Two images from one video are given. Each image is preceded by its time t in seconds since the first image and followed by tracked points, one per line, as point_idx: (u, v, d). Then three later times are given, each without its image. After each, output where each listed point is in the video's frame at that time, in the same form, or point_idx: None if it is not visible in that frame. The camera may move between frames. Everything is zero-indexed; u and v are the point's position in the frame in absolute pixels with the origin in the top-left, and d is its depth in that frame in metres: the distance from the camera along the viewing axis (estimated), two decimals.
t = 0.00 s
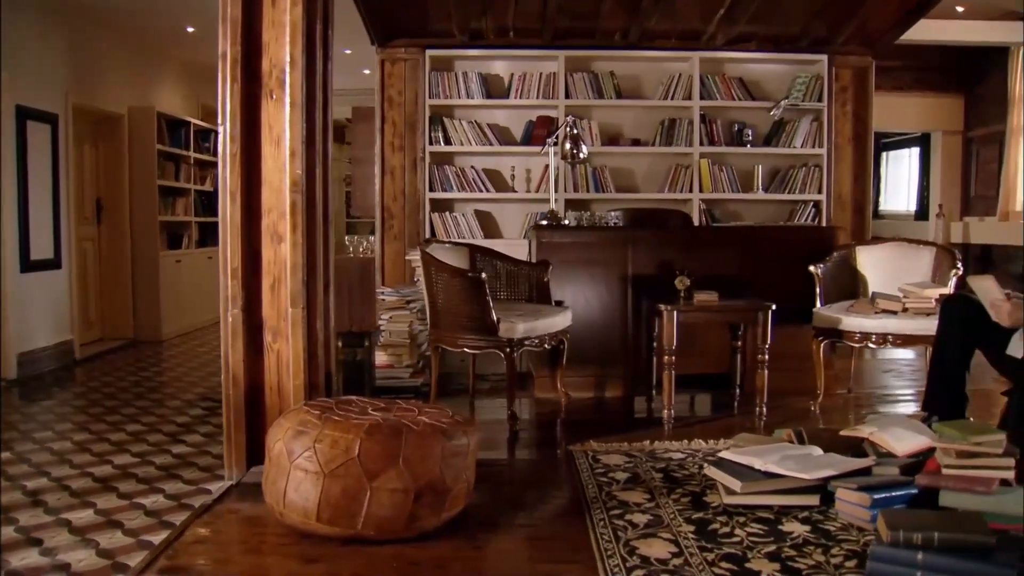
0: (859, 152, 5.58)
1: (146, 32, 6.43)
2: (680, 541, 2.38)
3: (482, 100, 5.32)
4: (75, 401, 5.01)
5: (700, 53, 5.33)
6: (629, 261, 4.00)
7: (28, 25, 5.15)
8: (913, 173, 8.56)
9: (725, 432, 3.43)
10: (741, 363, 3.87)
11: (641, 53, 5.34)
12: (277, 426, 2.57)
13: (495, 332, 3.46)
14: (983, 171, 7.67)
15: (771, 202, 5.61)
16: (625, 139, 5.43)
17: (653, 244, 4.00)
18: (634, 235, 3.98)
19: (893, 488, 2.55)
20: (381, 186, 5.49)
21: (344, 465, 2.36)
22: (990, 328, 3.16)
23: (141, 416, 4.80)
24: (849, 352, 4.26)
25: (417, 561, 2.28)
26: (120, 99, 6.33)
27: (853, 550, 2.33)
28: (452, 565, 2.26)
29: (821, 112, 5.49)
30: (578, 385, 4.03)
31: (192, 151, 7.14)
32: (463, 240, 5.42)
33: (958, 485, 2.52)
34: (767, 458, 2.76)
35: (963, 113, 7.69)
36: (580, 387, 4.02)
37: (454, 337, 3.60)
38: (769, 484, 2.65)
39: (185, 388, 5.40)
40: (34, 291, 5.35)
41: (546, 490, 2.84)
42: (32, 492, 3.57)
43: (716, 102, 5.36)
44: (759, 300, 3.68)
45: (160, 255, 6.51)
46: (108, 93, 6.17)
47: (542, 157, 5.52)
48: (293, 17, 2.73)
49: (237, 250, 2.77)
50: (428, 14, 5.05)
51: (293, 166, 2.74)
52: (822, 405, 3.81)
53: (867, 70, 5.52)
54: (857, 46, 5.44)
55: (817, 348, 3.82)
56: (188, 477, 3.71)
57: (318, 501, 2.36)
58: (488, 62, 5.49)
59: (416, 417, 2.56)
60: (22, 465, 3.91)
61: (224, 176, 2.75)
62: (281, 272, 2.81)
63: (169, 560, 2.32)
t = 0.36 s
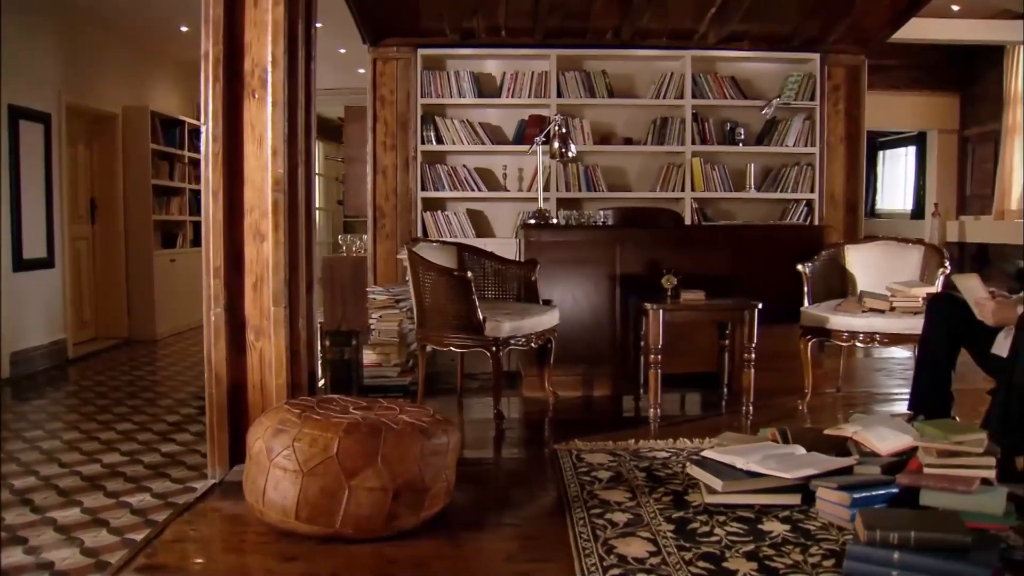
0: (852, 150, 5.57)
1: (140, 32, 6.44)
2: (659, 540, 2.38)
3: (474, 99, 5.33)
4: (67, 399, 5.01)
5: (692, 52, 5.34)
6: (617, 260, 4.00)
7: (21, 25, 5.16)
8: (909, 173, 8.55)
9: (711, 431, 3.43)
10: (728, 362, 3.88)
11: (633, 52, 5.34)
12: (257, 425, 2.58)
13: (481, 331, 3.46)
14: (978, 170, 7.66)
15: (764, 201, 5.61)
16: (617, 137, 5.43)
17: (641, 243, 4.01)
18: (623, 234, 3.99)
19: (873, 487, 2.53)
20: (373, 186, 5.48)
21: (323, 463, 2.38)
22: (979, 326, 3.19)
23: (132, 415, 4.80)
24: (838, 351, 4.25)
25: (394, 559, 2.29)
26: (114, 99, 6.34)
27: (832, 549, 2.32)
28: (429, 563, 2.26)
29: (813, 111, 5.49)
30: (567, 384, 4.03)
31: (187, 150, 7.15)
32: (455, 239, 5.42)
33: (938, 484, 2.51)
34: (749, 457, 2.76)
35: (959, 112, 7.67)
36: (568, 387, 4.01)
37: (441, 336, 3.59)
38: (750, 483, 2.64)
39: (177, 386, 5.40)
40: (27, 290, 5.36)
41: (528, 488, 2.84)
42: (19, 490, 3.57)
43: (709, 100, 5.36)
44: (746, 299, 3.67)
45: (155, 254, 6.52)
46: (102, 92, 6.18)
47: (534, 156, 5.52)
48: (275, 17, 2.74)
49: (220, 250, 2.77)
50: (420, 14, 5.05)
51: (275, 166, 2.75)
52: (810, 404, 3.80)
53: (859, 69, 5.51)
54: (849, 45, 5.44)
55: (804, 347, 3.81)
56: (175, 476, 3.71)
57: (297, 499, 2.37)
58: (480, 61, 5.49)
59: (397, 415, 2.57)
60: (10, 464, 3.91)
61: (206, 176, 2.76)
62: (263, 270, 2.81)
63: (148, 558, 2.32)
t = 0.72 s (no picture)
0: (844, 149, 5.57)
1: (134, 31, 6.44)
2: (636, 539, 2.38)
3: (466, 98, 5.33)
4: (58, 399, 5.02)
5: (683, 51, 5.33)
6: (604, 259, 4.01)
7: (13, 25, 5.17)
8: (905, 172, 8.53)
9: (697, 431, 3.42)
10: (715, 361, 3.88)
11: (624, 52, 5.34)
12: (237, 425, 2.58)
13: (467, 330, 3.46)
14: (973, 170, 7.64)
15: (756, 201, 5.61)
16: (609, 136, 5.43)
17: (629, 242, 4.01)
18: (610, 233, 3.99)
19: (853, 487, 2.52)
20: (365, 186, 5.47)
21: (301, 462, 2.39)
22: (965, 326, 3.19)
23: (122, 414, 4.80)
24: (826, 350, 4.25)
25: (371, 558, 2.29)
26: (108, 98, 6.35)
27: (809, 549, 2.32)
28: (405, 562, 2.27)
29: (805, 110, 5.48)
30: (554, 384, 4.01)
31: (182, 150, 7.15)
32: (447, 238, 5.42)
33: (918, 484, 2.49)
34: (730, 456, 2.75)
35: (955, 112, 7.66)
36: (555, 386, 3.97)
37: (427, 335, 3.59)
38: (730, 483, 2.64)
39: (169, 386, 5.40)
40: (20, 290, 5.36)
41: (510, 488, 2.84)
42: (6, 489, 3.57)
43: (700, 99, 5.35)
44: (732, 299, 3.67)
45: (148, 254, 6.53)
46: (95, 92, 6.18)
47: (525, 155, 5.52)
48: (257, 17, 2.74)
49: (202, 249, 2.77)
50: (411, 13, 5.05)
51: (256, 166, 2.76)
52: (798, 403, 3.80)
53: (851, 68, 5.50)
54: (842, 44, 5.44)
55: (791, 347, 3.80)
56: (162, 475, 3.71)
57: (274, 498, 2.38)
58: (472, 60, 5.50)
59: (376, 415, 2.58)
60: None
61: (189, 176, 2.76)
62: (245, 270, 2.81)
63: (126, 557, 2.32)
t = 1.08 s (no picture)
0: (836, 149, 5.56)
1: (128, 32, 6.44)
2: (614, 539, 2.37)
3: (457, 98, 5.33)
4: (51, 399, 5.02)
5: (675, 51, 5.32)
6: (592, 259, 4.01)
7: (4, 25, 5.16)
8: (902, 172, 8.52)
9: (681, 430, 3.42)
10: (702, 361, 3.88)
11: (616, 51, 5.34)
12: (216, 424, 2.59)
13: (452, 330, 3.46)
14: (968, 169, 7.62)
15: (748, 200, 5.60)
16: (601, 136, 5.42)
17: (617, 242, 4.01)
18: (598, 233, 3.99)
19: (832, 487, 2.52)
20: (357, 186, 5.46)
21: (279, 462, 2.39)
22: (949, 325, 3.18)
23: (113, 414, 4.80)
24: (815, 350, 4.24)
25: (347, 558, 2.29)
26: (102, 99, 6.35)
27: (786, 549, 2.32)
28: (381, 562, 2.27)
29: (797, 109, 5.47)
30: (542, 384, 4.02)
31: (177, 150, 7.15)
32: (438, 238, 5.42)
33: (897, 484, 2.49)
34: (711, 456, 2.75)
35: (951, 112, 7.64)
36: (544, 386, 4.01)
37: (413, 335, 3.58)
38: (710, 483, 2.63)
39: (161, 385, 5.41)
40: (12, 290, 5.36)
41: (492, 487, 2.85)
42: None
43: (692, 99, 5.35)
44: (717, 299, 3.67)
45: (142, 254, 6.54)
46: (89, 92, 6.18)
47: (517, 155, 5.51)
48: (238, 17, 2.74)
49: (184, 249, 2.78)
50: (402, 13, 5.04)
51: (237, 166, 2.77)
52: (785, 403, 3.80)
53: (844, 67, 5.49)
54: (834, 44, 5.43)
55: (778, 347, 3.80)
56: (149, 475, 3.71)
57: (252, 498, 2.38)
58: (464, 60, 5.49)
59: (356, 414, 2.58)
60: None
61: (170, 176, 2.76)
62: (227, 269, 2.82)
63: (104, 555, 2.33)
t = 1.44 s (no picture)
0: (828, 148, 5.55)
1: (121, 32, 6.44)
2: (590, 539, 2.38)
3: (448, 98, 5.33)
4: (42, 399, 5.02)
5: (666, 51, 5.32)
6: (579, 258, 4.00)
7: None
8: (899, 172, 8.50)
9: (666, 430, 3.41)
10: (688, 360, 3.88)
11: (607, 51, 5.34)
12: (195, 424, 2.59)
13: (437, 330, 3.47)
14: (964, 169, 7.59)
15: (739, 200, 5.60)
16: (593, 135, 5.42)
17: (604, 242, 4.01)
18: (585, 233, 3.98)
19: (810, 487, 2.51)
20: (348, 185, 5.47)
21: (256, 461, 2.40)
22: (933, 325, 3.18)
23: (103, 413, 4.80)
24: (803, 350, 4.24)
25: (323, 557, 2.30)
26: (95, 99, 6.35)
27: (762, 549, 2.31)
28: (357, 561, 2.27)
29: (789, 109, 5.47)
30: (529, 383, 4.03)
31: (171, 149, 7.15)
32: (430, 238, 5.42)
33: (876, 484, 2.49)
34: (691, 456, 2.75)
35: (946, 111, 7.63)
36: (530, 385, 4.02)
37: (398, 334, 3.59)
38: (690, 483, 2.63)
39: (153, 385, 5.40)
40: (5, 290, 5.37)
41: (473, 487, 2.85)
42: None
43: (683, 99, 5.35)
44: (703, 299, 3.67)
45: (136, 253, 6.55)
46: (82, 92, 6.20)
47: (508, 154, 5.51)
48: (218, 18, 2.75)
49: (165, 249, 2.78)
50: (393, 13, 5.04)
51: (218, 166, 2.77)
52: (771, 403, 3.79)
53: (835, 67, 5.49)
54: (826, 43, 5.43)
55: (765, 347, 3.80)
56: (135, 475, 3.70)
57: (229, 497, 2.39)
58: (455, 60, 5.50)
59: (335, 414, 2.59)
60: None
61: (151, 176, 2.77)
62: (208, 269, 2.82)
63: (81, 554, 2.34)
